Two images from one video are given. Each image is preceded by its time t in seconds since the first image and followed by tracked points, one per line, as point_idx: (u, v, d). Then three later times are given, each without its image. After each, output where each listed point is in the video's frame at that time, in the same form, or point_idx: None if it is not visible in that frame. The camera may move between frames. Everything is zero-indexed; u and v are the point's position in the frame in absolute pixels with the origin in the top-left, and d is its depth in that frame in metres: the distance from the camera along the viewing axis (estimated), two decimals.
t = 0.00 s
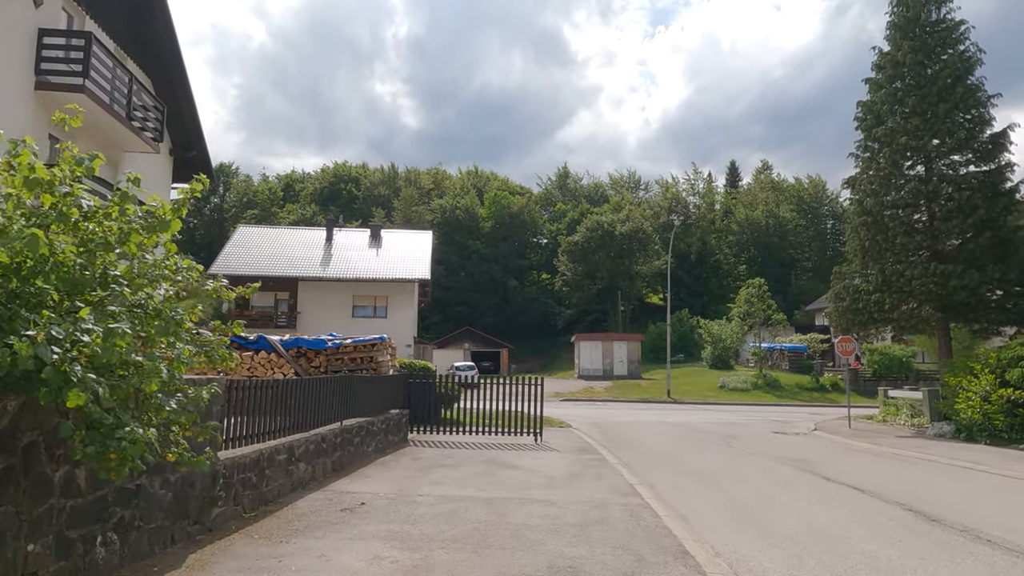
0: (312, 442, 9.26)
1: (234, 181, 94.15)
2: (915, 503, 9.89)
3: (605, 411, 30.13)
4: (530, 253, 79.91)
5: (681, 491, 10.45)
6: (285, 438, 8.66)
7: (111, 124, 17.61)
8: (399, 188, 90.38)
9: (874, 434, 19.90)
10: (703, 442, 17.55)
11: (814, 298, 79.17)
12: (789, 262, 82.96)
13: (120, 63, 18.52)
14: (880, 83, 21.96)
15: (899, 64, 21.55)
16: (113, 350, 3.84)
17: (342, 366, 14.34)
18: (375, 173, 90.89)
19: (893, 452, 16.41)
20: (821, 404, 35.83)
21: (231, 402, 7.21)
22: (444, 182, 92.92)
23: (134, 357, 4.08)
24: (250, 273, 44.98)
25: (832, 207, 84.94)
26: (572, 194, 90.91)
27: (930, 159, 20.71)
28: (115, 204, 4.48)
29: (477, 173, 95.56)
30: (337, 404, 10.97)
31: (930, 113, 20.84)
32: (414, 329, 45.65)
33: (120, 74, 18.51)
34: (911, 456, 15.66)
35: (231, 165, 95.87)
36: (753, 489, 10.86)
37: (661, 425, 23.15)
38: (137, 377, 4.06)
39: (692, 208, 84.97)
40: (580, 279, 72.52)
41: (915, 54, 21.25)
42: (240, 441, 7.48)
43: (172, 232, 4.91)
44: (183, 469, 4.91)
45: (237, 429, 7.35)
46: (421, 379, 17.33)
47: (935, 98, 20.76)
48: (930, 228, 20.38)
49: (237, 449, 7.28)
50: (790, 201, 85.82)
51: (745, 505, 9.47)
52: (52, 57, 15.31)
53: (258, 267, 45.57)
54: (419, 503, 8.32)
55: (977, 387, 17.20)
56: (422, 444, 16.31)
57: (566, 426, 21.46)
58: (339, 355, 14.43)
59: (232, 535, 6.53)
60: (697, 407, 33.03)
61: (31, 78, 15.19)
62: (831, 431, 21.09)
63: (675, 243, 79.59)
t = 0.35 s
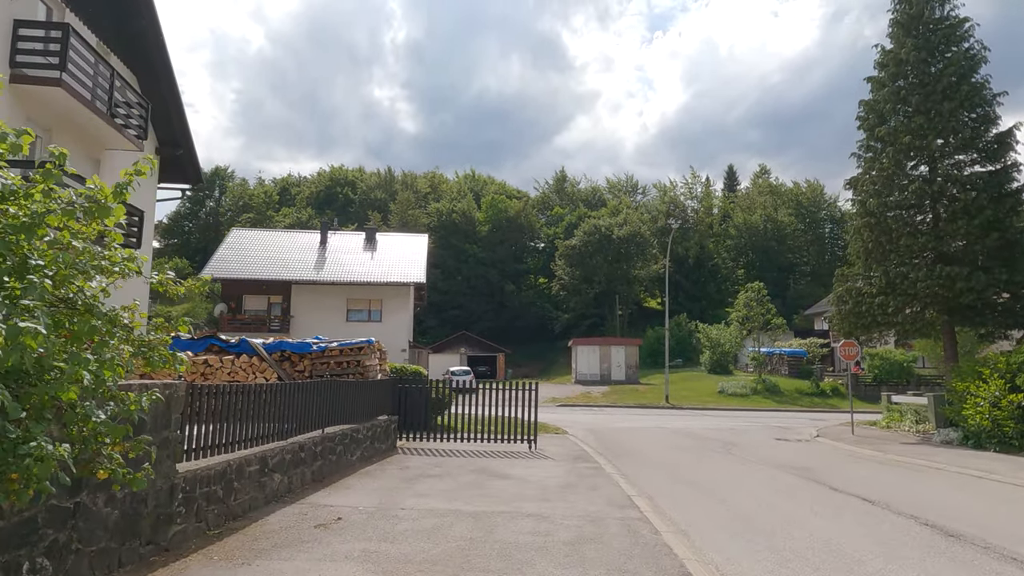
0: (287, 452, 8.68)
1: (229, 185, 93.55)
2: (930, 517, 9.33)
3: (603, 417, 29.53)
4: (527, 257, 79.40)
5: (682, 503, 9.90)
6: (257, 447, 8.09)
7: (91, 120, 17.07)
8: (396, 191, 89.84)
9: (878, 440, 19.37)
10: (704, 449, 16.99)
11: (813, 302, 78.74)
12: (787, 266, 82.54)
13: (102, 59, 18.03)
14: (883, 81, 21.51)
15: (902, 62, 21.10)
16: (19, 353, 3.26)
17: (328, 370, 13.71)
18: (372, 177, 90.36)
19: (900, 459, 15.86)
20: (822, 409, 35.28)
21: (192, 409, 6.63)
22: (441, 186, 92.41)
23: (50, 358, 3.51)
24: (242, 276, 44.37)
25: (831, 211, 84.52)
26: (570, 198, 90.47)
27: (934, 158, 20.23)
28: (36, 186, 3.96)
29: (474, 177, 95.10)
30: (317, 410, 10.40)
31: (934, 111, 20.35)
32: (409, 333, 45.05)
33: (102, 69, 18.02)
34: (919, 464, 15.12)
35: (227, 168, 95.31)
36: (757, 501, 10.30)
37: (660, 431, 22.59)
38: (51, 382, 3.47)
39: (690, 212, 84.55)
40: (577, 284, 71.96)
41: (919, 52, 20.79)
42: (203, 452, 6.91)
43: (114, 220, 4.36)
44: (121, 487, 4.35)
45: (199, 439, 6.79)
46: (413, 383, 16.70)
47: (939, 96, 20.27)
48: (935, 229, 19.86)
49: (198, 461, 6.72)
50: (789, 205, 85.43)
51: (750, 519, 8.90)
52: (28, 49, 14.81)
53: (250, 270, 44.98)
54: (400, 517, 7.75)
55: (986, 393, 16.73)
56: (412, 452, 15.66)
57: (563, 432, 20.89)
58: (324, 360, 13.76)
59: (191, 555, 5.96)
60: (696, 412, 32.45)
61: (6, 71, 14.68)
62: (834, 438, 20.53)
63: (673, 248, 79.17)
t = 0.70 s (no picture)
0: (264, 463, 8.11)
1: (228, 191, 93.26)
2: (953, 533, 8.73)
3: (603, 424, 28.92)
4: (527, 263, 78.95)
5: (686, 517, 9.31)
6: (228, 458, 7.51)
7: (75, 118, 16.60)
8: (395, 196, 89.50)
9: (887, 448, 18.77)
10: (708, 458, 16.38)
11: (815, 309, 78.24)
12: (789, 272, 82.07)
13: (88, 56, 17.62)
14: (889, 80, 21.02)
15: (909, 60, 20.59)
16: None
17: (316, 376, 13.16)
18: (371, 182, 90.02)
19: (912, 469, 15.26)
20: (826, 416, 34.65)
21: (150, 419, 6.06)
22: (441, 191, 92.05)
23: None
24: (239, 281, 43.91)
25: (833, 216, 83.94)
26: (570, 204, 90.07)
27: (943, 159, 19.67)
28: None
29: (474, 182, 94.80)
30: (299, 418, 9.83)
31: (942, 110, 19.80)
32: (407, 338, 44.48)
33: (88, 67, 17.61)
34: (932, 473, 14.51)
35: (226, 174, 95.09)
36: (767, 515, 9.69)
37: (662, 439, 22.01)
38: None
39: (691, 217, 84.17)
40: (577, 289, 71.45)
41: (925, 50, 20.28)
42: (164, 465, 6.34)
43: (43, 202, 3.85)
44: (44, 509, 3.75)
45: (159, 450, 6.22)
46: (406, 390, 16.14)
47: (947, 95, 19.76)
48: (945, 231, 19.27)
49: (158, 474, 6.15)
50: (790, 210, 84.97)
51: (761, 535, 8.31)
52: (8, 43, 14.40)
53: (247, 275, 44.50)
54: (382, 534, 7.15)
55: (1000, 399, 16.17)
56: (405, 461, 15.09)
57: (562, 441, 20.34)
58: (311, 365, 13.23)
59: None
60: (698, 419, 31.82)
61: None
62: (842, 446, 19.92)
63: (674, 253, 78.73)
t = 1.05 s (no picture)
0: (237, 477, 7.55)
1: (227, 196, 92.86)
2: (975, 552, 8.18)
3: (602, 431, 28.31)
4: (526, 268, 78.48)
5: (690, 533, 8.74)
6: (197, 472, 6.95)
7: (58, 116, 16.11)
8: (394, 201, 89.07)
9: (896, 456, 18.20)
10: (712, 467, 15.80)
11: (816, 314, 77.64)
12: (790, 277, 81.63)
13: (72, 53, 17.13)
14: (895, 79, 20.54)
15: (915, 58, 20.11)
16: None
17: (302, 382, 12.62)
18: (370, 187, 89.55)
19: (923, 478, 14.68)
20: (830, 423, 34.04)
21: (101, 430, 5.50)
22: (440, 196, 91.59)
23: None
24: (234, 285, 43.41)
25: (835, 220, 83.29)
26: (570, 208, 89.60)
27: (951, 159, 19.15)
28: None
29: (473, 187, 94.38)
30: (279, 428, 9.28)
31: (950, 109, 19.29)
32: (405, 344, 43.93)
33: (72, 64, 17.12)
34: (945, 483, 13.94)
35: (225, 179, 94.75)
36: (775, 530, 9.14)
37: (663, 447, 21.45)
38: None
39: (692, 221, 83.72)
40: (577, 294, 70.90)
41: (932, 48, 19.79)
42: (119, 480, 5.79)
43: None
44: None
45: (112, 464, 5.66)
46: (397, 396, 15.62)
47: (955, 94, 19.25)
48: (953, 233, 18.72)
49: (111, 491, 5.59)
50: (791, 215, 84.46)
51: (771, 554, 7.76)
52: None
53: (243, 279, 43.99)
54: (361, 554, 6.61)
55: (1013, 407, 15.56)
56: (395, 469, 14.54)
57: (561, 448, 19.77)
58: (297, 371, 12.68)
59: None
60: (700, 426, 31.20)
61: None
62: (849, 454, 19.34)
63: (674, 258, 78.23)
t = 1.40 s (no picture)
0: (198, 489, 6.96)
1: (222, 197, 92.26)
2: (994, 569, 7.64)
3: (599, 436, 27.74)
4: (523, 270, 78.00)
5: (690, 549, 8.16)
6: (151, 485, 6.38)
7: (34, 110, 15.49)
8: (390, 203, 88.49)
9: (900, 463, 17.65)
10: (711, 474, 15.26)
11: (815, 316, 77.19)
12: (789, 279, 81.32)
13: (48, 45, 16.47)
14: (898, 75, 20.02)
15: (919, 54, 19.61)
16: None
17: (282, 386, 12.04)
18: (366, 188, 88.98)
19: (931, 486, 14.12)
20: (830, 427, 33.50)
21: (30, 441, 4.92)
22: (437, 198, 90.99)
23: None
24: (226, 286, 42.79)
25: (833, 223, 82.85)
26: (567, 210, 89.10)
27: (955, 157, 18.64)
28: None
29: (470, 189, 93.85)
30: (251, 434, 8.69)
31: (955, 106, 18.77)
32: (399, 346, 43.33)
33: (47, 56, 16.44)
34: (955, 491, 13.39)
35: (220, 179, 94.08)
36: (779, 546, 8.58)
37: (662, 452, 20.89)
38: None
39: (690, 224, 83.37)
40: (574, 296, 70.33)
41: (936, 43, 19.29)
42: (54, 497, 5.20)
43: None
44: None
45: (45, 478, 5.08)
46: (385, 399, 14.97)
47: (961, 90, 18.73)
48: (958, 233, 18.20)
49: (44, 509, 5.01)
50: (789, 217, 84.00)
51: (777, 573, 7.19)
52: None
53: (235, 280, 43.36)
54: None
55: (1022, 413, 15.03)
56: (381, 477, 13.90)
57: (555, 454, 19.21)
58: (276, 374, 12.10)
59: None
60: (698, 431, 30.62)
61: None
62: (852, 460, 18.80)
63: (672, 260, 77.76)
